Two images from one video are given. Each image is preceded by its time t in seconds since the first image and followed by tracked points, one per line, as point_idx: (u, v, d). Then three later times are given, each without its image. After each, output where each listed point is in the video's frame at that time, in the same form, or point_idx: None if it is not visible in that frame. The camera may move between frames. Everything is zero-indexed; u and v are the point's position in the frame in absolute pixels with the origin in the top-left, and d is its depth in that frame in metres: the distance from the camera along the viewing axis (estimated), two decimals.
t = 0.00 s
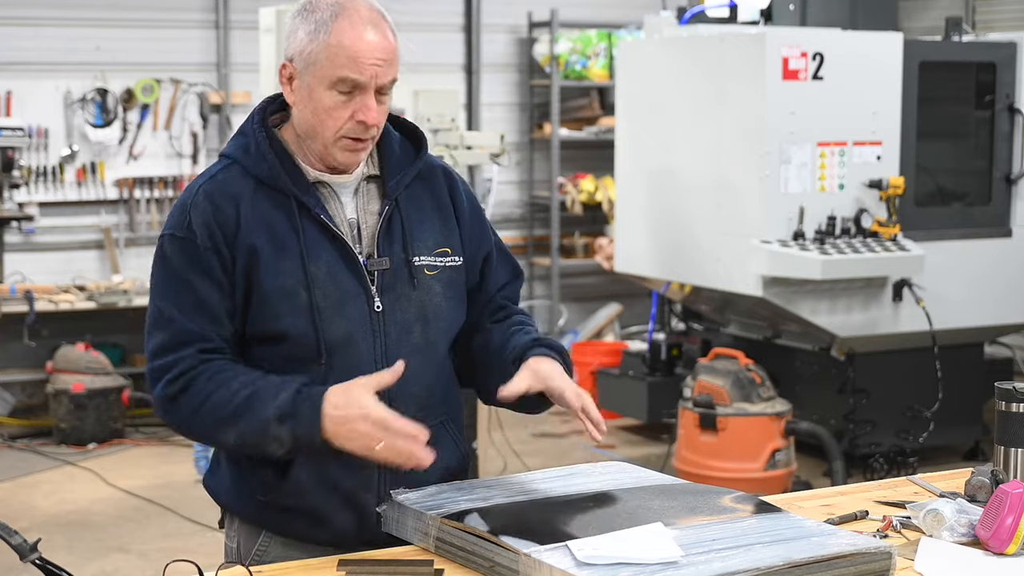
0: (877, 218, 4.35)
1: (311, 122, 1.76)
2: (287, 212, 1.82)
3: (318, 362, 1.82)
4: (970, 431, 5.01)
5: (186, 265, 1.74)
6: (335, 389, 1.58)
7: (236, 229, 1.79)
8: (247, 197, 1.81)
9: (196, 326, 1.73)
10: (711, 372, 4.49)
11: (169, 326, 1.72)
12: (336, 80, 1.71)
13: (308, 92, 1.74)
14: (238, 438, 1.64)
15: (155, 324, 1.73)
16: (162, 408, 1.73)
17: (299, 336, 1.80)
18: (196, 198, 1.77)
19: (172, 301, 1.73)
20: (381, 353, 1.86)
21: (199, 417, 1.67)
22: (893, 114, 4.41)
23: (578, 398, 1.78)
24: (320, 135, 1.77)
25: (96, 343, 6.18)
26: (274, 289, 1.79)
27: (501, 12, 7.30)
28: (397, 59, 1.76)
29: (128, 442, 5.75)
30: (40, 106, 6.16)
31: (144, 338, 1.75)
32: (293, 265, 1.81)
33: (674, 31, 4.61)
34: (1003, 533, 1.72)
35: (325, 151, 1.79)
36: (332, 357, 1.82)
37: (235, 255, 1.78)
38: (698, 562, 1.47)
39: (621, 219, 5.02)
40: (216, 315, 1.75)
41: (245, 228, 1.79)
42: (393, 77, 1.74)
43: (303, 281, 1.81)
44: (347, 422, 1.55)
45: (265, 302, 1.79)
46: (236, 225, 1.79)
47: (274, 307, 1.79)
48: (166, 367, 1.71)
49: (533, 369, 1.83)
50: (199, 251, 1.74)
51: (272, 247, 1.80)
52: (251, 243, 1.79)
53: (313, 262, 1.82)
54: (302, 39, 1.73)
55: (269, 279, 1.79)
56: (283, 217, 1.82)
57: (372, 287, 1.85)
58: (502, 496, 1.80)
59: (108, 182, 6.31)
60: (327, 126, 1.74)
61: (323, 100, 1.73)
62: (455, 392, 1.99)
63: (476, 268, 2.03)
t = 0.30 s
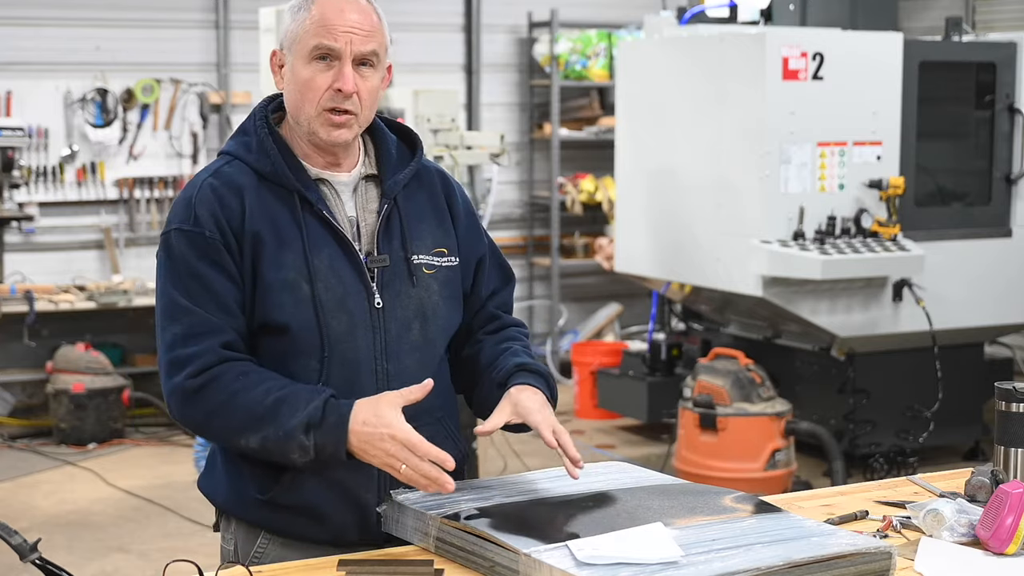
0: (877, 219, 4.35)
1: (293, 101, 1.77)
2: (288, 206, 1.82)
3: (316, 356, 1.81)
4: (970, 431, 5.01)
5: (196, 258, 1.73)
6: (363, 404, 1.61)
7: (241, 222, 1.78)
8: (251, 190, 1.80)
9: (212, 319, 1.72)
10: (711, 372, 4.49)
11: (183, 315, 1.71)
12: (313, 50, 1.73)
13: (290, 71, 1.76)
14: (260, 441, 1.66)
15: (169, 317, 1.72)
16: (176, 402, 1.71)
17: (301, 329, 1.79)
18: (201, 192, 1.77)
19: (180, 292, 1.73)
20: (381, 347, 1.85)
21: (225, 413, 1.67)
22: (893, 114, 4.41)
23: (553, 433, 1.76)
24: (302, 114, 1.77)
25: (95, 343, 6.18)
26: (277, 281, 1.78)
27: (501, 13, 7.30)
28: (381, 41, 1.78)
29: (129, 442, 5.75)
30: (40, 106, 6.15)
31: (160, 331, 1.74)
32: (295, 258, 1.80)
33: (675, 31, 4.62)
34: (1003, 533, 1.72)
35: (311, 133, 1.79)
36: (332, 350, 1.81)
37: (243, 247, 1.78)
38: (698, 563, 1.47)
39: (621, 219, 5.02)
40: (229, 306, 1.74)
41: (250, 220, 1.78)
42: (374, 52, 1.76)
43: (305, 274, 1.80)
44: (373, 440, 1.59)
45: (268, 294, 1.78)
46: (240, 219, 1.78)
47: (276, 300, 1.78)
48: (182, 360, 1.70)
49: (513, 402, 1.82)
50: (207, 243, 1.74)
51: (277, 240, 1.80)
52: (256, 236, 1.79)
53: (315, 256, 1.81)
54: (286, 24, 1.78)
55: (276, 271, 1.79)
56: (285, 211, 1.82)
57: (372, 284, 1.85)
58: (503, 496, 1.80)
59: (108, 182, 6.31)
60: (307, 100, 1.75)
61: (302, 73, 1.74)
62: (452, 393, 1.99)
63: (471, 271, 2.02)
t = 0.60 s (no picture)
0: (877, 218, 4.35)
1: (289, 102, 1.78)
2: (280, 205, 1.82)
3: (308, 353, 1.81)
4: (971, 431, 5.00)
5: (187, 256, 1.74)
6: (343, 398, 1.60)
7: (233, 220, 1.79)
8: (244, 190, 1.81)
9: (200, 317, 1.73)
10: (711, 372, 4.49)
11: (174, 313, 1.72)
12: (307, 50, 1.73)
13: (286, 72, 1.76)
14: (241, 436, 1.65)
15: (159, 314, 1.73)
16: (164, 398, 1.72)
17: (292, 326, 1.79)
18: (193, 192, 1.78)
19: (170, 291, 1.74)
20: (374, 344, 1.84)
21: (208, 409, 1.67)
22: (893, 114, 4.41)
23: (541, 441, 1.77)
24: (298, 115, 1.77)
25: (95, 343, 6.19)
26: (268, 279, 1.79)
27: (501, 13, 7.30)
28: (376, 41, 1.78)
29: (129, 442, 5.75)
30: (41, 106, 6.15)
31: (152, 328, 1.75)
32: (287, 257, 1.80)
33: (674, 31, 4.62)
34: (1002, 533, 1.72)
35: (307, 133, 1.79)
36: (323, 347, 1.81)
37: (235, 247, 1.78)
38: (698, 563, 1.47)
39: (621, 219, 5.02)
40: (219, 305, 1.75)
41: (241, 219, 1.79)
42: (368, 52, 1.76)
43: (297, 272, 1.81)
44: (353, 434, 1.57)
45: (258, 293, 1.78)
46: (232, 217, 1.79)
47: (268, 297, 1.79)
48: (168, 355, 1.71)
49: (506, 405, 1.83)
50: (198, 242, 1.74)
51: (269, 239, 1.80)
52: (247, 235, 1.79)
53: (306, 254, 1.81)
54: (281, 26, 1.78)
55: (267, 270, 1.79)
56: (278, 210, 1.82)
57: (366, 281, 1.85)
58: (503, 496, 1.79)
59: (108, 182, 6.31)
60: (302, 100, 1.75)
61: (297, 74, 1.74)
62: (450, 391, 1.98)
63: (469, 271, 2.02)
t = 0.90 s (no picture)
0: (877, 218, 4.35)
1: (276, 112, 1.78)
2: (278, 205, 1.82)
3: (307, 352, 1.81)
4: (971, 431, 5.00)
5: (183, 256, 1.74)
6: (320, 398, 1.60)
7: (230, 220, 1.79)
8: (243, 190, 1.81)
9: (195, 316, 1.73)
10: (711, 372, 4.49)
11: (171, 313, 1.72)
12: (284, 65, 1.72)
13: (272, 83, 1.76)
14: (224, 433, 1.65)
15: (154, 313, 1.73)
16: (155, 396, 1.72)
17: (290, 326, 1.79)
18: (192, 193, 1.78)
19: (168, 289, 1.74)
20: (373, 343, 1.84)
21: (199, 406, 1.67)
22: (893, 114, 4.41)
23: (530, 446, 1.76)
24: (284, 125, 1.78)
25: (95, 343, 6.19)
26: (266, 279, 1.79)
27: (501, 13, 7.30)
28: (357, 53, 1.74)
29: (128, 442, 5.75)
30: (41, 106, 6.16)
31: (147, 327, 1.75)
32: (285, 257, 1.80)
33: (674, 31, 4.62)
34: (1003, 533, 1.72)
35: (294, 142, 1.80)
36: (320, 346, 1.81)
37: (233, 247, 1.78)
38: (698, 563, 1.47)
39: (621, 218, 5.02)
40: (215, 305, 1.76)
41: (239, 221, 1.78)
42: (345, 65, 1.73)
43: (295, 272, 1.81)
44: (332, 434, 1.57)
45: (256, 293, 1.79)
46: (230, 217, 1.79)
47: (264, 297, 1.79)
48: (163, 353, 1.70)
49: (509, 409, 1.82)
50: (194, 242, 1.75)
51: (267, 238, 1.80)
52: (246, 235, 1.79)
53: (306, 254, 1.81)
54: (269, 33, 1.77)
55: (265, 269, 1.79)
56: (277, 211, 1.82)
57: (367, 280, 1.85)
58: (503, 497, 1.79)
59: (108, 182, 6.31)
60: (283, 114, 1.75)
61: (278, 87, 1.74)
62: (451, 391, 1.98)
63: (472, 274, 2.01)
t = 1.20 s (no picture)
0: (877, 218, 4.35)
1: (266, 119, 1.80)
2: (269, 211, 1.83)
3: (293, 359, 1.83)
4: (971, 431, 5.00)
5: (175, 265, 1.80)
6: (282, 417, 1.64)
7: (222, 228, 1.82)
8: (236, 197, 1.82)
9: (183, 324, 1.79)
10: (711, 372, 4.49)
11: (161, 320, 1.78)
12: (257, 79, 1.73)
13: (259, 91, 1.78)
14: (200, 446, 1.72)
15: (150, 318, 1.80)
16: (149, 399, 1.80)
17: (273, 334, 1.82)
18: (188, 201, 1.82)
19: (162, 297, 1.80)
20: (359, 348, 1.83)
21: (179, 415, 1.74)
22: (893, 114, 4.41)
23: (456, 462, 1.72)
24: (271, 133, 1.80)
25: (96, 343, 6.19)
26: (251, 288, 1.81)
27: (501, 13, 7.29)
28: (326, 65, 1.71)
29: (128, 442, 5.75)
30: (41, 106, 6.16)
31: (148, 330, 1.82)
32: (271, 265, 1.81)
33: (674, 31, 4.62)
34: (1003, 533, 1.72)
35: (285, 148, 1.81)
36: (304, 354, 1.82)
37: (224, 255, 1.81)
38: (698, 563, 1.47)
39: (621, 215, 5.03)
40: (203, 312, 1.81)
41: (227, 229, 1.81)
42: (309, 78, 1.70)
43: (281, 279, 1.81)
44: (288, 456, 1.61)
45: (243, 300, 1.82)
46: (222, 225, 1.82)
47: (250, 306, 1.82)
48: (151, 360, 1.78)
49: (456, 420, 1.78)
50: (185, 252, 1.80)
51: (257, 245, 1.81)
52: (233, 244, 1.81)
53: (292, 261, 1.81)
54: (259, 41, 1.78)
55: (252, 276, 1.81)
56: (267, 217, 1.83)
57: (355, 283, 1.83)
58: (502, 496, 1.79)
59: (108, 183, 6.31)
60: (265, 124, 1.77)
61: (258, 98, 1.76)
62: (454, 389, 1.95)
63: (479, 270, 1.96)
